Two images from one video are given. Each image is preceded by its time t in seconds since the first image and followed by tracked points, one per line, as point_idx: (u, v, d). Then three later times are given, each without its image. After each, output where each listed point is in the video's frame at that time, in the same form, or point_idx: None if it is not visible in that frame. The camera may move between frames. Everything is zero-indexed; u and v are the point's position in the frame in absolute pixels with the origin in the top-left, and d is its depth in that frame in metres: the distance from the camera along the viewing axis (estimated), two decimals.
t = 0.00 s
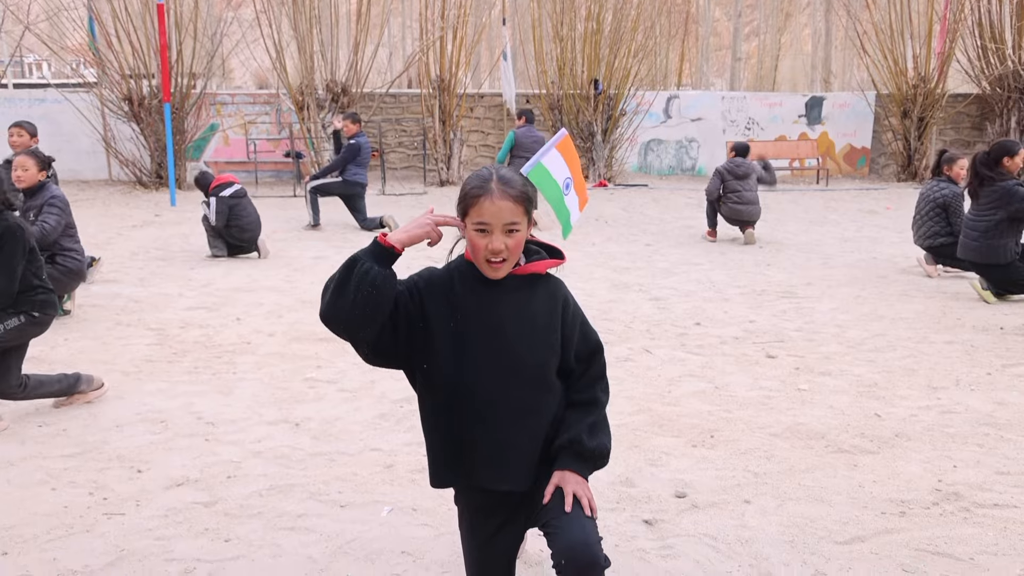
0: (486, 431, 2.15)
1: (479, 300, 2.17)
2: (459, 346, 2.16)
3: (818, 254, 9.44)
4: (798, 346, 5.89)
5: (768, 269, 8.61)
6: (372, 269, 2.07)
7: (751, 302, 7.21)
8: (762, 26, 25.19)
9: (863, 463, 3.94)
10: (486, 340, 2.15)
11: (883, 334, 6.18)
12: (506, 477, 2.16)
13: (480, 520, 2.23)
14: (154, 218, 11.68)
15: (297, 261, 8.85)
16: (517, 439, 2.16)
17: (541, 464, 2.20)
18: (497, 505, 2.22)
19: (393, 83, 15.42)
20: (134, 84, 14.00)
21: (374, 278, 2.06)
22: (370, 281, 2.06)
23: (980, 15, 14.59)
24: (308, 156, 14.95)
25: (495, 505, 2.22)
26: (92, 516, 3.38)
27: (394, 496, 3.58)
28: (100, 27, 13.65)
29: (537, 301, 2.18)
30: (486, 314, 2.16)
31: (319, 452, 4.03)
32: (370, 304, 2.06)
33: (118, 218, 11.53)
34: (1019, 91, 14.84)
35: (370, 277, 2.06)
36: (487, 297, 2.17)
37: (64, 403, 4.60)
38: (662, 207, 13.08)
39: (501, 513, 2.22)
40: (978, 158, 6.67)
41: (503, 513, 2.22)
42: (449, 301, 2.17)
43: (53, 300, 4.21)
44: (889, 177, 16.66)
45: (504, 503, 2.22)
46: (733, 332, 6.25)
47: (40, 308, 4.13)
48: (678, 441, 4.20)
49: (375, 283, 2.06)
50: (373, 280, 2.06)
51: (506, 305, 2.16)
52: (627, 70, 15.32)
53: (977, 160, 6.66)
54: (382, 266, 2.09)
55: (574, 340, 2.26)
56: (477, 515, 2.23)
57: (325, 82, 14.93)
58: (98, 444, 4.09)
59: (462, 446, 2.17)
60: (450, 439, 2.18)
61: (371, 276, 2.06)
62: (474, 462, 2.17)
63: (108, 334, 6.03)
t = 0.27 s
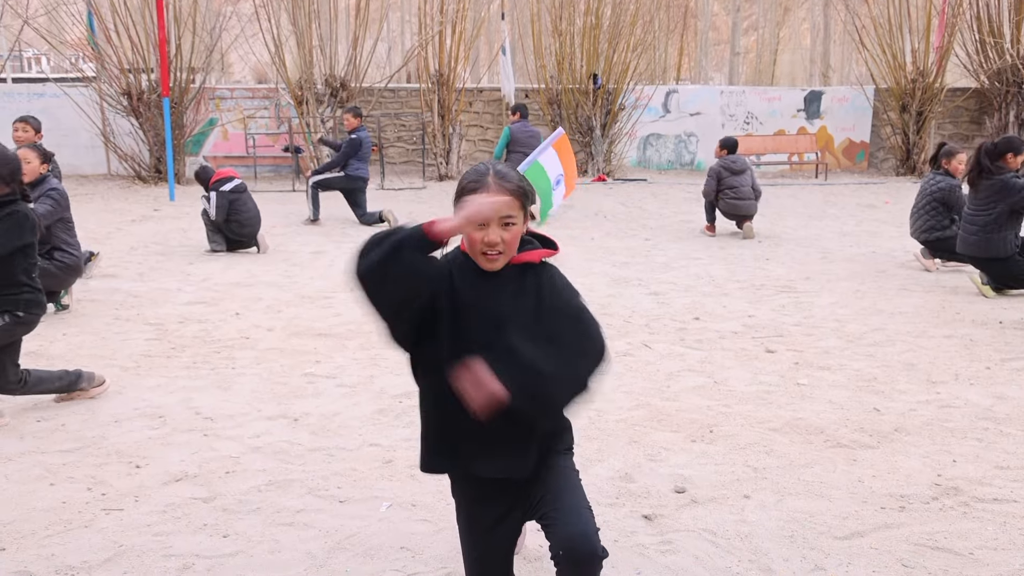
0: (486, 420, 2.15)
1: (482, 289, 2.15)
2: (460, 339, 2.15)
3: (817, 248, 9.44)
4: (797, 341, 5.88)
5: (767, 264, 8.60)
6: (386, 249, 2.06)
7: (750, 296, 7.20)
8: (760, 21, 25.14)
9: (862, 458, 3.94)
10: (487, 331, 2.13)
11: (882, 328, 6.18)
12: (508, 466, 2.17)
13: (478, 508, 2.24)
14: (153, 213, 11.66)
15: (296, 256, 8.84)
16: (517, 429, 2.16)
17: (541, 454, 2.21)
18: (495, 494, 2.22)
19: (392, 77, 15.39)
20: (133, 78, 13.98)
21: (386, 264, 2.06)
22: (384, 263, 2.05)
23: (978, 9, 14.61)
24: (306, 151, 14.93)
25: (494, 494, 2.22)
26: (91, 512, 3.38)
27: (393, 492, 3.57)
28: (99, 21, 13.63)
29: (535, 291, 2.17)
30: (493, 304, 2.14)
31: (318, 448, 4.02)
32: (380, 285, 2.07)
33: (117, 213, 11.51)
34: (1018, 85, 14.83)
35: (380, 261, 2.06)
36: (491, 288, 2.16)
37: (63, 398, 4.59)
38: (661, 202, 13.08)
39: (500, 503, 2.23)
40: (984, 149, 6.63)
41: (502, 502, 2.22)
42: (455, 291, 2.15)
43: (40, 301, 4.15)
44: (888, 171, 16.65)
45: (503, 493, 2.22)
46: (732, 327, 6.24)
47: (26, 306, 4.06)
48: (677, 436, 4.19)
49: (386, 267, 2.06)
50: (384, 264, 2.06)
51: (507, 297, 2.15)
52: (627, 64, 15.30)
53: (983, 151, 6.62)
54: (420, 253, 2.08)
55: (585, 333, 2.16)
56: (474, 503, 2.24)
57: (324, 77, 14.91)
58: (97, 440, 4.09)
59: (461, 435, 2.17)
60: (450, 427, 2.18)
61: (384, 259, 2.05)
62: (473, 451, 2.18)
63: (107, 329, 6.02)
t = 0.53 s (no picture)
0: (488, 413, 2.13)
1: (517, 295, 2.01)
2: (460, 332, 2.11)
3: (816, 245, 9.43)
4: (796, 338, 5.88)
5: (766, 260, 8.60)
6: (451, 247, 1.92)
7: (749, 293, 7.20)
8: (758, 18, 25.12)
9: (861, 454, 3.94)
10: (516, 336, 2.03)
11: (881, 324, 6.18)
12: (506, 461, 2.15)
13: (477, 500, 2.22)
14: (151, 210, 11.65)
15: (295, 253, 8.83)
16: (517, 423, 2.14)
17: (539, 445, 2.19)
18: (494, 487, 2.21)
19: (391, 74, 15.38)
20: (132, 75, 13.98)
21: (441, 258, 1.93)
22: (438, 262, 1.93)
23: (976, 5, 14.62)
24: (305, 148, 14.92)
25: (493, 487, 2.21)
26: (89, 509, 3.38)
27: (392, 489, 3.57)
28: (97, 19, 13.63)
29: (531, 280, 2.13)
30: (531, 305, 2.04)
31: (317, 445, 4.02)
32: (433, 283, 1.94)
33: (116, 210, 11.50)
34: (1016, 80, 14.84)
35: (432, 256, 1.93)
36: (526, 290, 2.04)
37: (62, 396, 4.59)
38: (660, 198, 13.07)
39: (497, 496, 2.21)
40: (980, 145, 6.61)
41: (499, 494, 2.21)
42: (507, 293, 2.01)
43: (25, 303, 4.10)
44: (886, 167, 16.64)
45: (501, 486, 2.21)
46: (731, 324, 6.24)
47: (10, 308, 4.01)
48: (676, 433, 4.19)
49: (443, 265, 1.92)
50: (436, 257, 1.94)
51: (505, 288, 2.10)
52: (626, 61, 15.30)
53: (980, 147, 6.60)
54: (487, 267, 1.96)
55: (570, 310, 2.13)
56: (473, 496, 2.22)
57: (322, 74, 14.90)
58: (95, 437, 4.08)
59: (463, 430, 2.14)
60: (454, 423, 2.14)
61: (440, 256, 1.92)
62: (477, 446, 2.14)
63: (106, 326, 6.01)
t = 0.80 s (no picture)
0: (487, 409, 2.12)
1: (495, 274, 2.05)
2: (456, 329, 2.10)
3: (815, 241, 9.43)
4: (796, 334, 5.88)
5: (766, 257, 8.60)
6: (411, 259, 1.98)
7: (748, 289, 7.20)
8: (757, 14, 25.09)
9: (860, 451, 3.94)
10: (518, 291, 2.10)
11: (880, 321, 6.19)
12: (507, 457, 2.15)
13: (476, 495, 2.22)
14: (150, 207, 11.65)
15: (294, 250, 8.83)
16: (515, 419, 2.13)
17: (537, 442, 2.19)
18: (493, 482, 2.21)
19: (390, 71, 15.36)
20: (131, 73, 13.98)
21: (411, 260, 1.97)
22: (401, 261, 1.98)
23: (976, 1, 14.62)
24: (304, 145, 14.91)
25: (491, 484, 2.21)
26: (90, 506, 3.38)
27: (391, 486, 3.57)
28: (97, 17, 13.63)
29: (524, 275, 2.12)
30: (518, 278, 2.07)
31: (316, 442, 4.02)
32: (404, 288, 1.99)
33: (115, 208, 11.49)
34: (1015, 77, 14.83)
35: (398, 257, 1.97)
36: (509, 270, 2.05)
37: (62, 394, 4.59)
38: (659, 195, 13.07)
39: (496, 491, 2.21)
40: (977, 142, 6.61)
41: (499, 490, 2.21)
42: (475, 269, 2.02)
43: (27, 297, 4.11)
44: (885, 163, 16.64)
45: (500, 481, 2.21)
46: (730, 320, 6.24)
47: (12, 301, 4.02)
48: (675, 430, 4.19)
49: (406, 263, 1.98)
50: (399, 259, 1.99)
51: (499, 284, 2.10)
52: (624, 58, 15.29)
53: (976, 144, 6.59)
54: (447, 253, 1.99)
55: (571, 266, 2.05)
56: (473, 492, 2.22)
57: (321, 71, 14.89)
58: (95, 435, 4.08)
59: (461, 427, 2.14)
60: (451, 421, 2.14)
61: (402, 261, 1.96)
62: (476, 442, 2.13)
63: (105, 324, 6.01)
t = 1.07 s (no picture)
0: (484, 407, 2.14)
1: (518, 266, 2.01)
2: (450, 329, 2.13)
3: (815, 239, 9.43)
4: (795, 332, 5.88)
5: (765, 254, 8.60)
6: (446, 294, 1.99)
7: (747, 287, 7.20)
8: (755, 12, 25.03)
9: (860, 448, 3.95)
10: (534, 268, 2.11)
11: (880, 318, 6.19)
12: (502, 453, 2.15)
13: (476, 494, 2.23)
14: (150, 206, 11.64)
15: (293, 249, 8.82)
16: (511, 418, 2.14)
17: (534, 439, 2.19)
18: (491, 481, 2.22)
19: (389, 70, 15.35)
20: (130, 72, 13.98)
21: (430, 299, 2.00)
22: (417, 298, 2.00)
23: None
24: (303, 144, 14.91)
25: (491, 481, 2.21)
26: (90, 505, 3.38)
27: (391, 485, 3.57)
28: (96, 16, 13.64)
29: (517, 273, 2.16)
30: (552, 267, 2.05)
31: (316, 440, 4.03)
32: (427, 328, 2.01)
33: (115, 207, 11.48)
34: (1014, 74, 14.83)
35: (427, 297, 1.99)
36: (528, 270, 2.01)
37: (62, 393, 4.59)
38: (659, 193, 13.05)
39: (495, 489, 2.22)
40: (975, 140, 6.69)
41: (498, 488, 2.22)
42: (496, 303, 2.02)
43: (23, 298, 4.09)
44: (885, 161, 16.63)
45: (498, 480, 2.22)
46: (730, 318, 6.24)
47: (9, 303, 4.01)
48: (675, 427, 4.19)
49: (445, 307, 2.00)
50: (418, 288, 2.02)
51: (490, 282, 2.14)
52: (623, 56, 15.29)
53: (975, 142, 6.66)
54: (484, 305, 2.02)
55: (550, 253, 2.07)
56: (473, 491, 2.23)
57: (320, 70, 14.88)
58: (96, 433, 4.09)
59: (458, 425, 2.16)
60: (447, 421, 2.17)
61: (433, 308, 1.99)
62: (474, 440, 2.15)
63: (105, 322, 6.01)
